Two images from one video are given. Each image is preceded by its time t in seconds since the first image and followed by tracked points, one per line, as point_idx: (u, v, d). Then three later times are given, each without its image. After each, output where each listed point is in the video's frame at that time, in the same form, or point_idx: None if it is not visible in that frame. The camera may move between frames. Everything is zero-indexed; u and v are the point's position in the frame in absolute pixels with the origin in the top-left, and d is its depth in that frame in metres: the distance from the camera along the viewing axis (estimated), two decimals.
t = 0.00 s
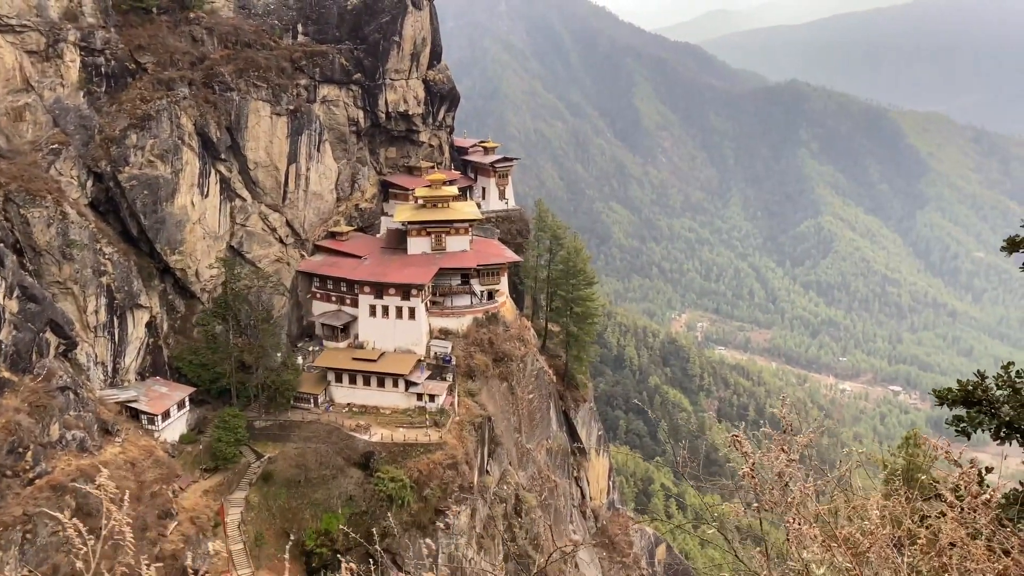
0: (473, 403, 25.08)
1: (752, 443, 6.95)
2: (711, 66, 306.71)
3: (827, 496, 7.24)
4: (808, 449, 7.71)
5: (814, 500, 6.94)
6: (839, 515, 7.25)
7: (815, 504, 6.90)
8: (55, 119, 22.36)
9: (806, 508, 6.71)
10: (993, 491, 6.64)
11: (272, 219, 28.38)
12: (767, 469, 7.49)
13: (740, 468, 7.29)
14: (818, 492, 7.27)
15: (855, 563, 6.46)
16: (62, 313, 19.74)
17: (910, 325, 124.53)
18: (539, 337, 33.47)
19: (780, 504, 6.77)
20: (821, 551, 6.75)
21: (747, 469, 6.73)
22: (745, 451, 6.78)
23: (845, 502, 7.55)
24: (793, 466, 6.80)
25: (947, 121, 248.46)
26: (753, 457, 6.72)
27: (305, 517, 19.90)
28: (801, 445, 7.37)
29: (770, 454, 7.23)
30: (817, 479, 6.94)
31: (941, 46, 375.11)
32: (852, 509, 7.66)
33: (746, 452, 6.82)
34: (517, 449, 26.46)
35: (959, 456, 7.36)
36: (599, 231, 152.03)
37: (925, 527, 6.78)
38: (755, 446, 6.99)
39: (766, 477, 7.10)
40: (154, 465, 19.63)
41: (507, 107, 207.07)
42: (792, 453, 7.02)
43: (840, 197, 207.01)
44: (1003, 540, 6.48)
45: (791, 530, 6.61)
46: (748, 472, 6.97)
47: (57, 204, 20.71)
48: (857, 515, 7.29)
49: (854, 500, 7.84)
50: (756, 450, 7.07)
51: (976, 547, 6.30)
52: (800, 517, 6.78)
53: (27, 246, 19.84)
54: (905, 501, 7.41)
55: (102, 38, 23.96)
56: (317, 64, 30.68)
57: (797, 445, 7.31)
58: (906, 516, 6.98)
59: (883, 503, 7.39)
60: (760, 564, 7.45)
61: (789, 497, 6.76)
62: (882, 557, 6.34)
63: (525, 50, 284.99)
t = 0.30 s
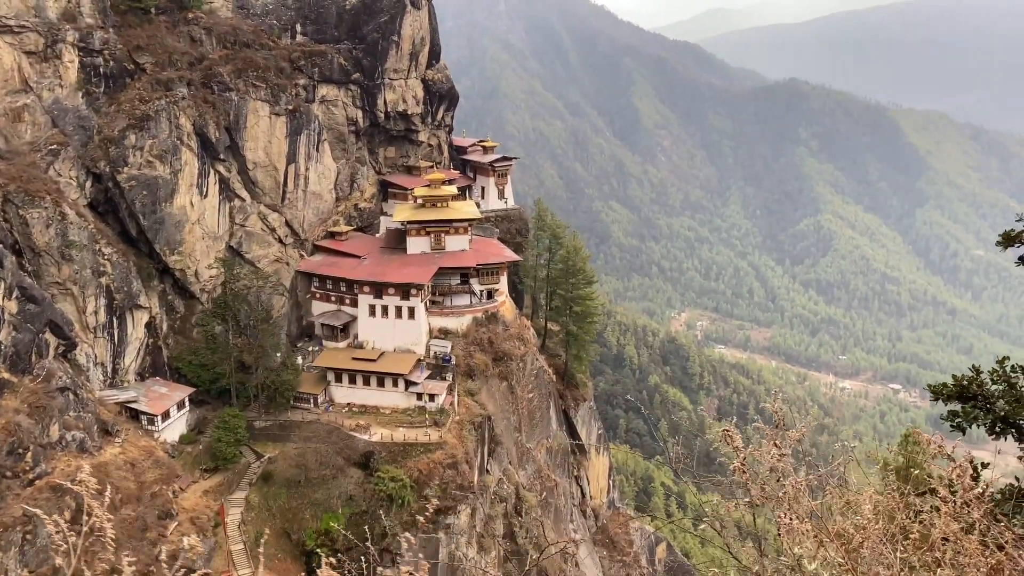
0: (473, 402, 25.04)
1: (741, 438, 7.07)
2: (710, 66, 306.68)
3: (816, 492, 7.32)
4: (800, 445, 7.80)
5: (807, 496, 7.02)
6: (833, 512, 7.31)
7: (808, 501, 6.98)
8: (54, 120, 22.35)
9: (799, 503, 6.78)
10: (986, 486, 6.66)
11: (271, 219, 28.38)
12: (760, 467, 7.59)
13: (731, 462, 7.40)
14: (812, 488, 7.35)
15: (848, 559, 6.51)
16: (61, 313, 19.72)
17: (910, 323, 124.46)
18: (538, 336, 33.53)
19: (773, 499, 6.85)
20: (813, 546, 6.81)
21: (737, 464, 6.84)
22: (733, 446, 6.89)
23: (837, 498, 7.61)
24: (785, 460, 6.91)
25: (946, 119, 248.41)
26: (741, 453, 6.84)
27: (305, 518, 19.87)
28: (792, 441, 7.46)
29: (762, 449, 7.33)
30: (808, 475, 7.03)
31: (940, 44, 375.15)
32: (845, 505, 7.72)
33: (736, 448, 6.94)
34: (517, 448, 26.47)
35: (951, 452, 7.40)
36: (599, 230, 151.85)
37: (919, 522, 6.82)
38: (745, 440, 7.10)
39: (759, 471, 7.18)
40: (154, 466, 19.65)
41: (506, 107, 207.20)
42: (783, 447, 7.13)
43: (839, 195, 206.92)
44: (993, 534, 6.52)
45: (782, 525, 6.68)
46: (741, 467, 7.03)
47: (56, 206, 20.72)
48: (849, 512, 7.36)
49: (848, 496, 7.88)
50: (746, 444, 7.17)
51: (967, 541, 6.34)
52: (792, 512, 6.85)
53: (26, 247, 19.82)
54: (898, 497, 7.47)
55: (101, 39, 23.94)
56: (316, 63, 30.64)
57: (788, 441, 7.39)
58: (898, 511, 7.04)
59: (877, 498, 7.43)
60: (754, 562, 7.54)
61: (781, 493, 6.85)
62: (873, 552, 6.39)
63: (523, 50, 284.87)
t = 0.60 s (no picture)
0: (473, 400, 25.10)
1: (731, 430, 7.11)
2: (709, 64, 306.61)
3: (806, 484, 7.34)
4: (789, 436, 7.84)
5: (799, 488, 7.07)
6: (825, 506, 7.34)
7: (799, 493, 7.03)
8: (54, 120, 22.33)
9: (788, 494, 6.81)
10: (977, 478, 6.68)
11: (272, 218, 28.42)
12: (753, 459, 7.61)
13: (722, 453, 7.42)
14: (804, 480, 7.38)
15: (837, 551, 6.56)
16: (62, 313, 19.76)
17: (911, 321, 124.40)
18: (539, 334, 33.55)
19: (765, 491, 6.86)
20: (806, 538, 6.83)
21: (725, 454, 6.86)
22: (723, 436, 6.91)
23: (831, 493, 7.60)
24: (776, 453, 6.92)
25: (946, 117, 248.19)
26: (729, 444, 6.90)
27: (306, 516, 19.89)
28: (785, 432, 7.47)
29: (754, 441, 7.35)
30: (800, 467, 7.07)
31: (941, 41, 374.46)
32: (837, 500, 7.73)
33: (725, 439, 6.99)
34: (518, 446, 26.52)
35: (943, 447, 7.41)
36: (599, 229, 151.72)
37: (911, 515, 6.84)
38: (734, 431, 7.13)
39: (748, 463, 7.20)
40: (154, 465, 19.67)
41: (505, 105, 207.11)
42: (773, 438, 7.14)
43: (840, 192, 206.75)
44: (984, 526, 6.56)
45: (773, 517, 6.70)
46: (729, 458, 7.11)
47: (57, 205, 20.71)
48: (842, 505, 7.37)
49: (840, 491, 7.90)
50: (736, 436, 7.21)
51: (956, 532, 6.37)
52: (784, 505, 6.88)
53: (26, 246, 19.84)
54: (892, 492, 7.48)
55: (101, 38, 23.98)
56: (316, 63, 30.66)
57: (779, 433, 7.43)
58: (889, 504, 7.05)
59: (870, 491, 7.45)
60: (746, 555, 7.55)
61: (771, 485, 6.88)
62: (863, 544, 6.42)
63: (522, 49, 285.06)
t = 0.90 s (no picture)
0: (475, 400, 25.06)
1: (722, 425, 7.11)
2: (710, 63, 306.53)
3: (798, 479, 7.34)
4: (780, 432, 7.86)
5: (794, 485, 7.05)
6: (821, 502, 7.33)
7: (793, 491, 7.01)
8: (55, 120, 22.31)
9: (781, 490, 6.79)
10: (971, 474, 6.66)
11: (273, 219, 28.40)
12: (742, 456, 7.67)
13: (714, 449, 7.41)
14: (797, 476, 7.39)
15: (831, 546, 6.56)
16: (63, 313, 19.73)
17: (913, 320, 124.23)
18: (540, 334, 33.50)
19: (754, 486, 6.89)
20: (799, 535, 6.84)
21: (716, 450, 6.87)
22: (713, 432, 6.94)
23: (825, 490, 7.61)
24: (768, 449, 6.91)
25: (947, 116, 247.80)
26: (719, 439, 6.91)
27: (307, 516, 19.85)
28: (777, 428, 7.48)
29: (743, 438, 7.40)
30: (794, 464, 7.05)
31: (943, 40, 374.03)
32: (833, 494, 7.72)
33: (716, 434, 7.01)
34: (519, 446, 26.49)
35: (935, 443, 7.41)
36: (601, 229, 151.60)
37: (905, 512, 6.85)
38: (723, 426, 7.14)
39: (738, 460, 7.21)
40: (156, 465, 19.65)
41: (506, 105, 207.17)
42: (766, 435, 7.15)
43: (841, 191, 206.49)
44: (980, 523, 6.51)
45: (764, 515, 6.76)
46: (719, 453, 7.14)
47: (58, 206, 20.69)
48: (837, 503, 7.35)
49: (837, 488, 7.86)
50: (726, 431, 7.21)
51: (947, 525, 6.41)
52: (775, 501, 6.91)
53: (27, 247, 19.81)
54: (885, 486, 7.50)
55: (101, 39, 23.95)
56: (317, 63, 30.62)
57: (770, 429, 7.47)
58: (881, 501, 7.07)
59: (862, 489, 7.46)
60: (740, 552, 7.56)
61: (764, 483, 6.90)
62: (857, 541, 6.45)
63: (523, 49, 285.57)
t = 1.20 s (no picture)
0: (474, 399, 25.02)
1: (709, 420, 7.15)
2: (710, 62, 306.46)
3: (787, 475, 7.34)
4: (771, 426, 7.83)
5: (784, 480, 7.04)
6: (809, 497, 7.34)
7: (783, 486, 7.00)
8: (53, 119, 22.29)
9: (770, 485, 6.79)
10: (963, 471, 6.64)
11: (272, 217, 28.39)
12: (731, 453, 7.68)
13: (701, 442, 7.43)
14: (787, 471, 7.36)
15: (818, 541, 6.57)
16: (62, 313, 19.73)
17: (913, 318, 124.17)
18: (540, 333, 33.44)
19: (740, 482, 6.92)
20: (789, 531, 6.84)
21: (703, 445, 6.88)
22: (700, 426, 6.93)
23: (816, 487, 7.58)
24: (755, 444, 6.90)
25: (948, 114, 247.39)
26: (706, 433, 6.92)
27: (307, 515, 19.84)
28: (766, 423, 7.46)
29: (731, 432, 7.41)
30: (782, 459, 7.06)
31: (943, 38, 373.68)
32: (824, 490, 7.70)
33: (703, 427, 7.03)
34: (519, 445, 26.47)
35: (927, 437, 7.39)
36: (601, 227, 151.63)
37: (896, 508, 6.82)
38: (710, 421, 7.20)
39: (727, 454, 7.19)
40: (154, 465, 19.63)
41: (506, 103, 207.46)
42: (756, 430, 7.12)
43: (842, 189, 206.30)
44: (972, 520, 6.47)
45: (754, 509, 6.77)
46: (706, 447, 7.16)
47: (56, 205, 20.65)
48: (827, 499, 7.29)
49: (826, 484, 7.84)
50: (712, 425, 7.27)
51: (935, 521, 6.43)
52: (765, 494, 6.92)
53: (26, 246, 19.84)
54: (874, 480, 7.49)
55: (99, 37, 23.87)
56: (315, 61, 30.56)
57: (762, 424, 7.41)
58: (872, 497, 7.04)
59: (853, 486, 7.43)
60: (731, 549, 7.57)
61: (752, 477, 6.89)
62: (847, 537, 6.42)
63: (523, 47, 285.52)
